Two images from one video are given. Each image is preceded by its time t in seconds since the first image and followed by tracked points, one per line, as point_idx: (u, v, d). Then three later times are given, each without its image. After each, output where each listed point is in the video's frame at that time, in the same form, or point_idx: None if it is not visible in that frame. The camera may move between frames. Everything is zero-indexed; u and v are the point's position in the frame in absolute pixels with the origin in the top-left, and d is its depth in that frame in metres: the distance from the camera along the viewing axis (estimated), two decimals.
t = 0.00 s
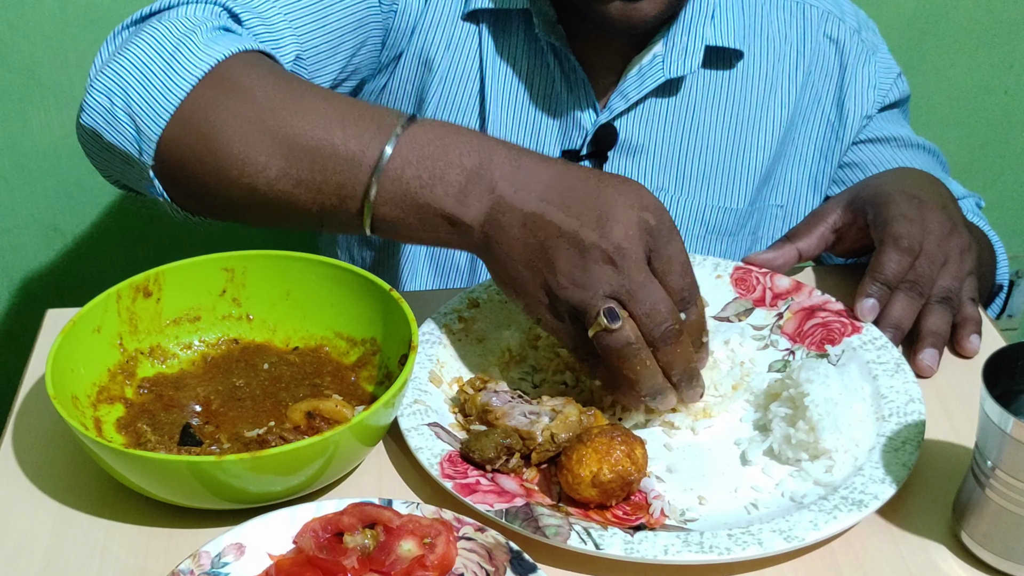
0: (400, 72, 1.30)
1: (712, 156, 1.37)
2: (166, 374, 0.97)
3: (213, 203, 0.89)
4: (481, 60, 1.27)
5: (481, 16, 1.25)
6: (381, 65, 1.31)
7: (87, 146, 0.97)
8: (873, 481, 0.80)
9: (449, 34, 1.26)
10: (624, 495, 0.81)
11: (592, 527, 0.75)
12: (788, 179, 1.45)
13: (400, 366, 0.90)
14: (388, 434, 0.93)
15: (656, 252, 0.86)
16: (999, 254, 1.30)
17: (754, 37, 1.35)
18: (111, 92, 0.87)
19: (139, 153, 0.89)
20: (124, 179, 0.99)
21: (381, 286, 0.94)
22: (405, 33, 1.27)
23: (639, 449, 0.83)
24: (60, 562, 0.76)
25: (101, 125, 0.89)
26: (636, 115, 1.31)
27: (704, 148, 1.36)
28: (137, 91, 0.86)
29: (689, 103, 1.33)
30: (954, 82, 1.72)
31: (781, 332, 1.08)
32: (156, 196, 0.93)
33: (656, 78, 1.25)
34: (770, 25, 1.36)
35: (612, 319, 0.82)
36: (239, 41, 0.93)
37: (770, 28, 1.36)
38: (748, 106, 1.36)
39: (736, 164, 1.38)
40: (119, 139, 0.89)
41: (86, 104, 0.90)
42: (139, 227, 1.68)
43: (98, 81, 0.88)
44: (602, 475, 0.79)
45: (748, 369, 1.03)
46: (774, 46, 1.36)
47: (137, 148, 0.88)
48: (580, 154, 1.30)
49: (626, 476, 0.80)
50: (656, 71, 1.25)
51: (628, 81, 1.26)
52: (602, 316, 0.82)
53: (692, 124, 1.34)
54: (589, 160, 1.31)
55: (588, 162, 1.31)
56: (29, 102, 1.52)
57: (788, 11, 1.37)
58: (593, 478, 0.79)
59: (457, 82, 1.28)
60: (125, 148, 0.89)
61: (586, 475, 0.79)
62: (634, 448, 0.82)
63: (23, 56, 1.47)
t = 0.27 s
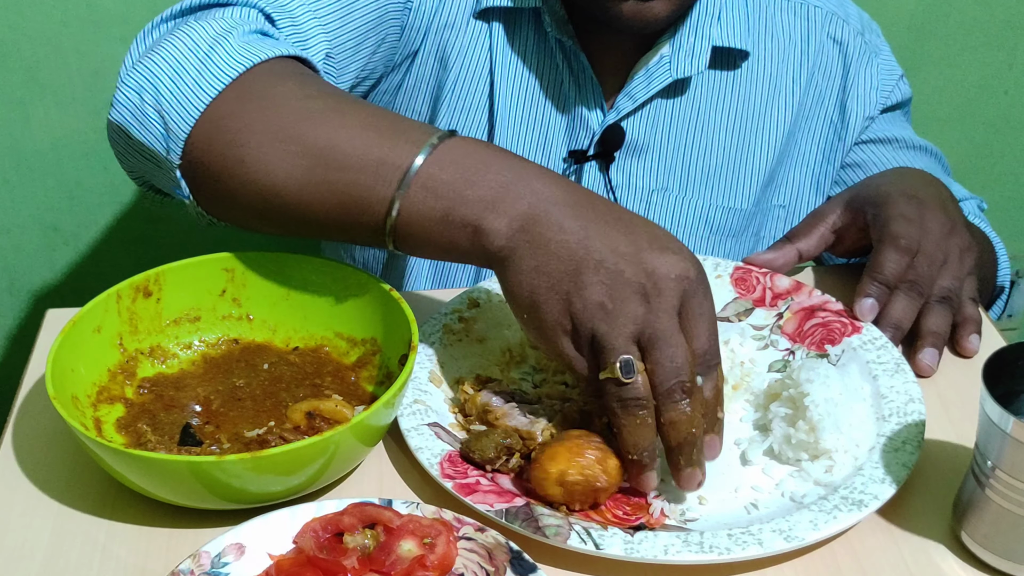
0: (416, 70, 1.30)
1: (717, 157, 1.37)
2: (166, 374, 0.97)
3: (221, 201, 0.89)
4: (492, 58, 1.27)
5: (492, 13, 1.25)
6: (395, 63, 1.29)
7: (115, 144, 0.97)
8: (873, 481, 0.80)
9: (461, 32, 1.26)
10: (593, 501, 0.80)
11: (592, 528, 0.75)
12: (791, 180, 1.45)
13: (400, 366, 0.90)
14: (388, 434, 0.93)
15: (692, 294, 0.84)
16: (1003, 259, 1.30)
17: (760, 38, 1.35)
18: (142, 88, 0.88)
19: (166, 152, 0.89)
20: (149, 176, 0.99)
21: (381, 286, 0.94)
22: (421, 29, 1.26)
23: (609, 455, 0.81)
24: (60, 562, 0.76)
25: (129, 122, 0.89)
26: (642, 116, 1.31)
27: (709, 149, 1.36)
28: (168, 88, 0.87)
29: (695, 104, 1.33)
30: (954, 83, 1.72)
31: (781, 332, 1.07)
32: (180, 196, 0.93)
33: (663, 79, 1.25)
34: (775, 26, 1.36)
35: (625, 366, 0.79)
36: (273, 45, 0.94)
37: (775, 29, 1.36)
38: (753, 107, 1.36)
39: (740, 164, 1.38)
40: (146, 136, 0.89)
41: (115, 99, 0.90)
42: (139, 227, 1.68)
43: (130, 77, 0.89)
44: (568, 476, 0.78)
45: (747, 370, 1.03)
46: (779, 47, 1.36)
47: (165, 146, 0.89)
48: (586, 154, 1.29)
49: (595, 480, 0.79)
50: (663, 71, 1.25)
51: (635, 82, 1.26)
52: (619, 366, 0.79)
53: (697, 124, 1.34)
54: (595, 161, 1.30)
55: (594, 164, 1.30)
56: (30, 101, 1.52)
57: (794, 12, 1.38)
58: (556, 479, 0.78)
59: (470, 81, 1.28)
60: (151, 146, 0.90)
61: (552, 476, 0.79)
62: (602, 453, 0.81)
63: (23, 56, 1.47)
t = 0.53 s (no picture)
0: (418, 72, 1.29)
1: (719, 157, 1.37)
2: (166, 374, 0.97)
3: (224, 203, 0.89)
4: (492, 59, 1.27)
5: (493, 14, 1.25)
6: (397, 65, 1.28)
7: (127, 153, 0.96)
8: (873, 481, 0.80)
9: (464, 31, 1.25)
10: (580, 496, 0.79)
11: (592, 528, 0.75)
12: (791, 180, 1.46)
13: (400, 366, 0.90)
14: (388, 435, 0.93)
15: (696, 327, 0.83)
16: (1004, 259, 1.30)
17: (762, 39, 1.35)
18: (157, 98, 0.87)
19: (181, 162, 0.89)
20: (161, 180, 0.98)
21: (381, 286, 0.94)
22: (424, 32, 1.25)
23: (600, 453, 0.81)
24: (60, 562, 0.76)
25: (142, 132, 0.89)
26: (644, 117, 1.31)
27: (711, 150, 1.36)
28: (184, 99, 0.86)
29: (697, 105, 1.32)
30: (954, 83, 1.72)
31: (781, 332, 1.07)
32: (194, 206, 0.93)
33: (664, 80, 1.25)
34: (778, 26, 1.36)
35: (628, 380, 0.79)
36: (286, 53, 0.94)
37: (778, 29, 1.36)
38: (755, 108, 1.36)
39: (742, 165, 1.38)
40: (160, 146, 0.89)
41: (128, 110, 0.90)
42: (139, 227, 1.68)
43: (142, 87, 0.88)
44: (557, 465, 0.78)
45: (747, 369, 1.03)
46: (782, 48, 1.35)
47: (179, 156, 0.88)
48: (587, 155, 1.30)
49: (581, 472, 0.79)
50: (665, 72, 1.25)
51: (636, 83, 1.26)
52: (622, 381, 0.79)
53: (699, 125, 1.34)
54: (595, 161, 1.31)
55: (594, 164, 1.31)
56: (29, 101, 1.52)
57: (796, 12, 1.37)
58: (546, 467, 0.78)
59: (472, 83, 1.28)
60: (166, 156, 0.89)
61: (541, 465, 0.79)
62: (594, 450, 0.81)
63: (22, 56, 1.47)
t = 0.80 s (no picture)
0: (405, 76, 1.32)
1: (717, 158, 1.37)
2: (166, 374, 0.97)
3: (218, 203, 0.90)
4: (484, 61, 1.28)
5: (486, 18, 1.26)
6: (384, 69, 1.32)
7: (99, 156, 0.97)
8: (873, 482, 0.80)
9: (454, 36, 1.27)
10: (586, 497, 0.79)
11: (592, 527, 0.75)
12: (790, 182, 1.45)
13: (400, 367, 0.90)
14: (388, 435, 0.93)
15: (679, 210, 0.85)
16: (1002, 257, 1.30)
17: (760, 41, 1.35)
18: (119, 97, 0.88)
19: (149, 155, 0.89)
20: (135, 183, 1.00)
21: (381, 286, 0.94)
22: (406, 37, 1.28)
23: (603, 454, 0.81)
24: (60, 562, 0.76)
25: (109, 131, 0.89)
26: (640, 119, 1.31)
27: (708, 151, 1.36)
28: (144, 94, 0.87)
29: (694, 106, 1.33)
30: (954, 82, 1.72)
31: (781, 332, 1.07)
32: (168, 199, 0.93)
33: (661, 82, 1.26)
34: (776, 29, 1.36)
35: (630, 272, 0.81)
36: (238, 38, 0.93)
37: (775, 32, 1.36)
38: (753, 110, 1.36)
39: (740, 167, 1.38)
40: (127, 143, 0.89)
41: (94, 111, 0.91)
42: (138, 226, 1.68)
43: (105, 88, 0.89)
44: (562, 465, 0.78)
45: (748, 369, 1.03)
46: (780, 50, 1.36)
47: (147, 150, 0.89)
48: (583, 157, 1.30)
49: (588, 473, 0.79)
50: (661, 74, 1.25)
51: (632, 84, 1.26)
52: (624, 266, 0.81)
53: (695, 126, 1.34)
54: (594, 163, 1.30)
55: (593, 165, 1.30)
56: (29, 102, 1.52)
57: (795, 15, 1.38)
58: (552, 467, 0.78)
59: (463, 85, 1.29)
60: (133, 152, 0.89)
61: (546, 464, 0.79)
62: (596, 452, 0.81)
63: (22, 56, 1.47)
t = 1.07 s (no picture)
0: (388, 79, 1.31)
1: (710, 155, 1.37)
2: (166, 374, 0.96)
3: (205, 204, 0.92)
4: (473, 60, 1.28)
5: (474, 17, 1.26)
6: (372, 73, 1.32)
7: (85, 172, 0.99)
8: (873, 481, 0.80)
9: (443, 35, 1.27)
10: (585, 497, 0.79)
11: (592, 527, 0.75)
12: (787, 180, 1.45)
13: (400, 366, 0.90)
14: (388, 435, 0.93)
15: (650, 187, 0.90)
16: (998, 257, 1.29)
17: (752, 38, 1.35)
18: (104, 116, 0.89)
19: (136, 173, 0.91)
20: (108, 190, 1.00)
21: (382, 287, 0.94)
22: (392, 40, 1.28)
23: (604, 454, 0.81)
24: (60, 562, 0.76)
25: (97, 151, 0.91)
26: (630, 116, 1.31)
27: (701, 148, 1.36)
28: (130, 115, 0.88)
29: (685, 102, 1.33)
30: (954, 82, 1.72)
31: (781, 332, 1.07)
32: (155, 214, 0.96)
33: (651, 78, 1.25)
34: (770, 25, 1.36)
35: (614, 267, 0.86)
36: (223, 56, 0.95)
37: (768, 28, 1.36)
38: (746, 107, 1.35)
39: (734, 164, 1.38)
40: (115, 162, 0.91)
41: (81, 132, 0.92)
42: (139, 226, 1.68)
43: (90, 106, 0.90)
44: (561, 465, 0.78)
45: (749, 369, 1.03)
46: (773, 46, 1.36)
47: (135, 168, 0.91)
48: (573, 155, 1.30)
49: (587, 474, 0.79)
50: (651, 71, 1.25)
51: (621, 82, 1.26)
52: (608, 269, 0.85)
53: (688, 124, 1.34)
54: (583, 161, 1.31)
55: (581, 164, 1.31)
56: (29, 102, 1.52)
57: (789, 11, 1.38)
58: (552, 467, 0.78)
59: (450, 86, 1.29)
60: (121, 170, 0.92)
61: (546, 464, 0.79)
62: (596, 451, 0.81)
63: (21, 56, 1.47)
